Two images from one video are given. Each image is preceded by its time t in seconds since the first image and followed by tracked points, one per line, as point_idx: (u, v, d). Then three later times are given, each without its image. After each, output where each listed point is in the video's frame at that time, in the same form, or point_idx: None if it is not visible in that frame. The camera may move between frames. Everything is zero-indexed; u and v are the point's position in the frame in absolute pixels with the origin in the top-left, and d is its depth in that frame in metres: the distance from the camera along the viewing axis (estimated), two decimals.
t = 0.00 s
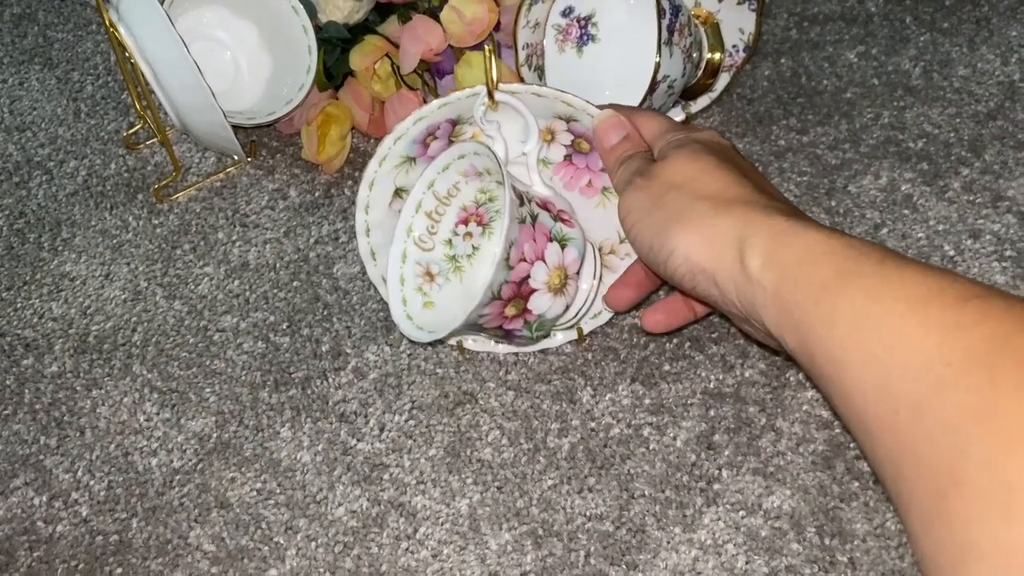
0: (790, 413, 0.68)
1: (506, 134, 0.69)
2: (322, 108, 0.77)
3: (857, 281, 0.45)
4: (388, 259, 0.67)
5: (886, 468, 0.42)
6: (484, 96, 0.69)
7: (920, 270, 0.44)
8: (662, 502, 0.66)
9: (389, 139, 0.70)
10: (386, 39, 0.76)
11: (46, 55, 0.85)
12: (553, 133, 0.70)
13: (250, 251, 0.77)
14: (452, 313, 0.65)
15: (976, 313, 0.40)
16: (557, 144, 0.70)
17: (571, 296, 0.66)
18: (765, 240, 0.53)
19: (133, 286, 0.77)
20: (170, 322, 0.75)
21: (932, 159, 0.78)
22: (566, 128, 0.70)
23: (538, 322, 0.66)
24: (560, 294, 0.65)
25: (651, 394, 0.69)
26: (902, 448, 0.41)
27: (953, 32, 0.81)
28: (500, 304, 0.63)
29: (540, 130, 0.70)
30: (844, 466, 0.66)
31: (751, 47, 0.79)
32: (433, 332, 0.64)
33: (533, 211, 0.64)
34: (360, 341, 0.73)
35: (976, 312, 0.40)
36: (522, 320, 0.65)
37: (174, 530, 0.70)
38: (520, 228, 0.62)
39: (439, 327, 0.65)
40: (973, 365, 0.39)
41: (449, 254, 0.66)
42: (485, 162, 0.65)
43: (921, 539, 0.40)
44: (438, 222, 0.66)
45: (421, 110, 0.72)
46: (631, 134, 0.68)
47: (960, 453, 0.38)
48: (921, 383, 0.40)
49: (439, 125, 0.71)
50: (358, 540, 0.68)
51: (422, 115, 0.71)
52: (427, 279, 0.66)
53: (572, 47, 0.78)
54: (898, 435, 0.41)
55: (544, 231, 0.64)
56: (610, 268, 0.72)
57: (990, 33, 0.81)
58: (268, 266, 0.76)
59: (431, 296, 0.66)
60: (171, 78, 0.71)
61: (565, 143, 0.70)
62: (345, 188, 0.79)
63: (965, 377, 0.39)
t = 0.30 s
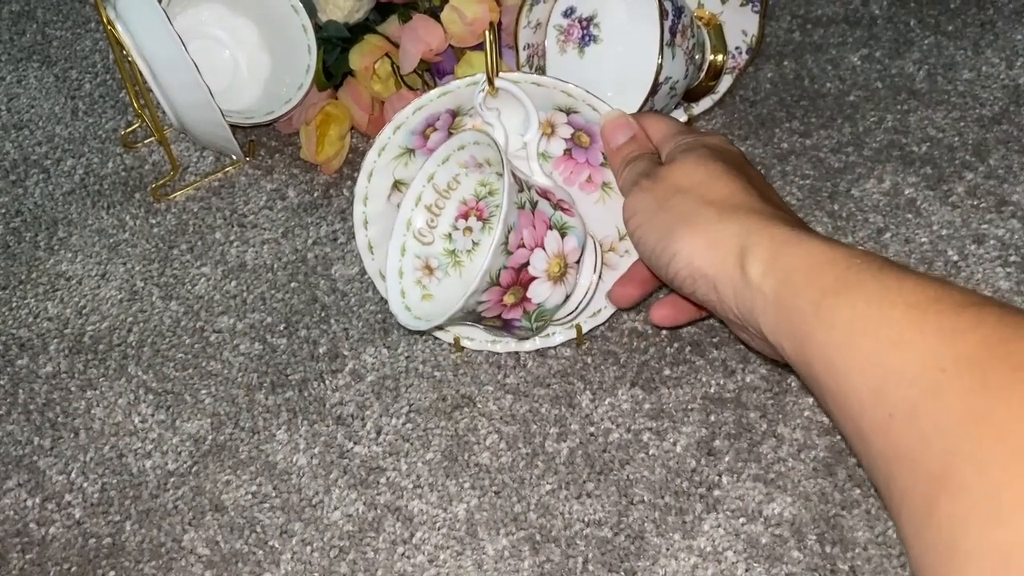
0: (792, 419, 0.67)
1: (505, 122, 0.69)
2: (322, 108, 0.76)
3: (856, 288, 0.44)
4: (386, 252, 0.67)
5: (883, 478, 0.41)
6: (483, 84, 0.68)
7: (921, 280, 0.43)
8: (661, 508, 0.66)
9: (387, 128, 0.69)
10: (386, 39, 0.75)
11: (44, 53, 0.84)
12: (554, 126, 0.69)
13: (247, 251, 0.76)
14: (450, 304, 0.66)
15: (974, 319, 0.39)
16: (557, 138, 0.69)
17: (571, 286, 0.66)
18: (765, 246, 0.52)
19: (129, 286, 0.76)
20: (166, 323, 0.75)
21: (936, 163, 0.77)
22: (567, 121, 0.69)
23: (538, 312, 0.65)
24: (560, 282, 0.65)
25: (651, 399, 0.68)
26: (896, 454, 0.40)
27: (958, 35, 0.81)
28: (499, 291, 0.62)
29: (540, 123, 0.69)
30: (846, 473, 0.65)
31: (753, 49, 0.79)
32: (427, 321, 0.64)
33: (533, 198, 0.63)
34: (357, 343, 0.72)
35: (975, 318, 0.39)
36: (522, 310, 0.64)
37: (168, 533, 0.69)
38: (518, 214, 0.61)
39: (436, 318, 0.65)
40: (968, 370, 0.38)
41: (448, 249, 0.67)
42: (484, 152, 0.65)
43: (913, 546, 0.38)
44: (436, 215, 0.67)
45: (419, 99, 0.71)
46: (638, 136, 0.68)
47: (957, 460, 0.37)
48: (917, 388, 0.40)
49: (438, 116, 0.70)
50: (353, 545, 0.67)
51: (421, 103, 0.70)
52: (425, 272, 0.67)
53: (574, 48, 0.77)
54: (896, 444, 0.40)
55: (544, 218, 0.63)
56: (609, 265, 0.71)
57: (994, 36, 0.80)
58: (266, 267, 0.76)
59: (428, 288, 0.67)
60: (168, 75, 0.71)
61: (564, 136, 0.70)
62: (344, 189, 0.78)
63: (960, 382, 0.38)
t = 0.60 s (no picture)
0: (788, 442, 0.68)
1: (510, 148, 0.71)
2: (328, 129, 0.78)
3: (848, 320, 0.45)
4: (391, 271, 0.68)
5: (870, 510, 0.42)
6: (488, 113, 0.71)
7: (912, 316, 0.44)
8: (659, 530, 0.67)
9: (394, 151, 0.70)
10: (392, 61, 0.76)
11: (54, 69, 0.85)
12: (557, 152, 0.71)
13: (253, 270, 0.78)
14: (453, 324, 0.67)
15: (963, 357, 0.41)
16: (560, 163, 0.71)
17: (574, 307, 0.66)
18: (760, 274, 0.53)
19: (137, 303, 0.77)
20: (173, 340, 0.76)
21: (932, 188, 0.79)
22: (570, 147, 0.71)
23: (541, 333, 0.66)
24: (564, 304, 0.65)
25: (650, 421, 0.69)
26: (885, 486, 0.41)
27: (955, 61, 0.82)
28: (502, 312, 0.63)
29: (544, 150, 0.70)
30: (841, 497, 0.66)
31: (753, 74, 0.80)
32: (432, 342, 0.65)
33: (536, 222, 0.64)
34: (361, 362, 0.74)
35: (964, 356, 0.41)
36: (525, 331, 0.65)
37: (174, 550, 0.70)
38: (522, 237, 0.63)
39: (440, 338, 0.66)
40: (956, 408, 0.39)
41: (452, 270, 0.68)
42: (491, 176, 0.66)
43: None
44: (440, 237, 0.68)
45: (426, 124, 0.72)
46: (641, 164, 0.69)
47: (943, 499, 0.38)
48: (907, 423, 0.41)
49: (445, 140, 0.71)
50: (356, 563, 0.68)
51: (428, 128, 0.71)
52: (429, 291, 0.68)
53: (576, 73, 0.78)
54: (884, 477, 0.41)
55: (547, 241, 0.64)
56: (609, 288, 0.72)
57: (991, 62, 0.81)
58: (271, 285, 0.77)
59: (433, 308, 0.68)
60: (175, 97, 0.72)
61: (567, 162, 0.71)
62: (349, 209, 0.79)
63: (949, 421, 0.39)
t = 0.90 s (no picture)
0: (786, 447, 0.68)
1: (505, 142, 0.70)
2: (330, 130, 0.78)
3: (862, 318, 0.46)
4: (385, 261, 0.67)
5: (874, 504, 0.43)
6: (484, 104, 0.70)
7: (925, 317, 0.44)
8: (657, 534, 0.67)
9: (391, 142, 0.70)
10: (396, 65, 0.77)
11: (58, 69, 0.85)
12: (553, 150, 0.71)
13: (255, 270, 0.78)
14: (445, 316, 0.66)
15: (974, 360, 0.41)
16: (556, 161, 0.71)
17: (557, 301, 0.67)
18: (775, 269, 0.53)
19: (138, 303, 0.78)
20: (174, 340, 0.76)
21: (931, 196, 0.79)
22: (566, 145, 0.71)
23: (524, 325, 0.66)
24: (546, 296, 0.66)
25: (649, 425, 0.70)
26: (890, 483, 0.41)
27: (955, 69, 0.82)
28: (484, 300, 0.64)
29: (539, 146, 0.70)
30: (837, 502, 0.67)
31: (754, 81, 0.80)
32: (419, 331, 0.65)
33: (523, 213, 0.65)
34: (362, 364, 0.74)
35: (976, 359, 0.41)
36: (508, 321, 0.66)
37: (174, 549, 0.71)
38: (507, 227, 0.63)
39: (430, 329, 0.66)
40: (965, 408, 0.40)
41: (447, 262, 0.67)
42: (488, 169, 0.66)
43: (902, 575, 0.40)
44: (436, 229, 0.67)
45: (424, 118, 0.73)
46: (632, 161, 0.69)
47: (946, 495, 0.38)
48: (915, 422, 0.41)
49: (442, 133, 0.71)
50: (355, 564, 0.69)
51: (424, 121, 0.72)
52: (422, 282, 0.67)
53: (578, 78, 0.79)
54: (889, 472, 0.42)
55: (533, 233, 0.65)
56: (603, 289, 0.72)
57: (991, 71, 0.82)
58: (273, 286, 0.77)
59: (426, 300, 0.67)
60: (180, 98, 0.72)
61: (562, 160, 0.71)
62: (350, 211, 0.79)
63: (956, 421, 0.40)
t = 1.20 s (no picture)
0: (787, 462, 0.68)
1: (511, 148, 0.71)
2: (336, 140, 0.78)
3: (859, 344, 0.46)
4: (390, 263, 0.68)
5: (873, 532, 0.43)
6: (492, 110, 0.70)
7: (922, 344, 0.45)
8: (658, 548, 0.67)
9: (398, 148, 0.71)
10: (401, 75, 0.77)
11: (64, 75, 0.85)
12: (559, 158, 0.71)
13: (259, 279, 0.78)
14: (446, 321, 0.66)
15: (971, 389, 0.41)
16: (561, 170, 0.71)
17: (556, 308, 0.67)
18: (773, 292, 0.53)
19: (142, 310, 0.78)
20: (178, 348, 0.76)
21: (934, 211, 0.79)
22: (571, 153, 0.71)
23: (522, 330, 0.67)
24: (546, 302, 0.66)
25: (651, 438, 0.70)
26: (887, 509, 0.41)
27: (960, 84, 0.82)
28: (483, 303, 0.64)
29: (545, 153, 0.71)
30: (839, 518, 0.67)
31: (759, 95, 0.81)
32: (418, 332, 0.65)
33: (526, 218, 0.65)
34: (365, 374, 0.74)
35: (973, 388, 0.41)
36: (507, 325, 0.66)
37: (176, 558, 0.71)
38: (509, 230, 0.63)
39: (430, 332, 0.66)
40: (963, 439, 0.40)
41: (450, 267, 0.67)
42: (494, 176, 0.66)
43: None
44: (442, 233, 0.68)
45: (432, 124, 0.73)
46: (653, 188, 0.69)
47: (943, 525, 0.39)
48: (913, 450, 0.41)
49: (448, 140, 0.71)
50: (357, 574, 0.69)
51: (431, 127, 0.72)
52: (425, 286, 0.67)
53: (583, 90, 0.79)
54: (886, 499, 0.42)
55: (534, 239, 0.65)
56: (607, 298, 0.72)
57: (995, 86, 0.82)
58: (277, 295, 0.77)
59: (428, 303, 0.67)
60: (186, 107, 0.72)
61: (568, 168, 0.71)
62: (355, 220, 0.79)
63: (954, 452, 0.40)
